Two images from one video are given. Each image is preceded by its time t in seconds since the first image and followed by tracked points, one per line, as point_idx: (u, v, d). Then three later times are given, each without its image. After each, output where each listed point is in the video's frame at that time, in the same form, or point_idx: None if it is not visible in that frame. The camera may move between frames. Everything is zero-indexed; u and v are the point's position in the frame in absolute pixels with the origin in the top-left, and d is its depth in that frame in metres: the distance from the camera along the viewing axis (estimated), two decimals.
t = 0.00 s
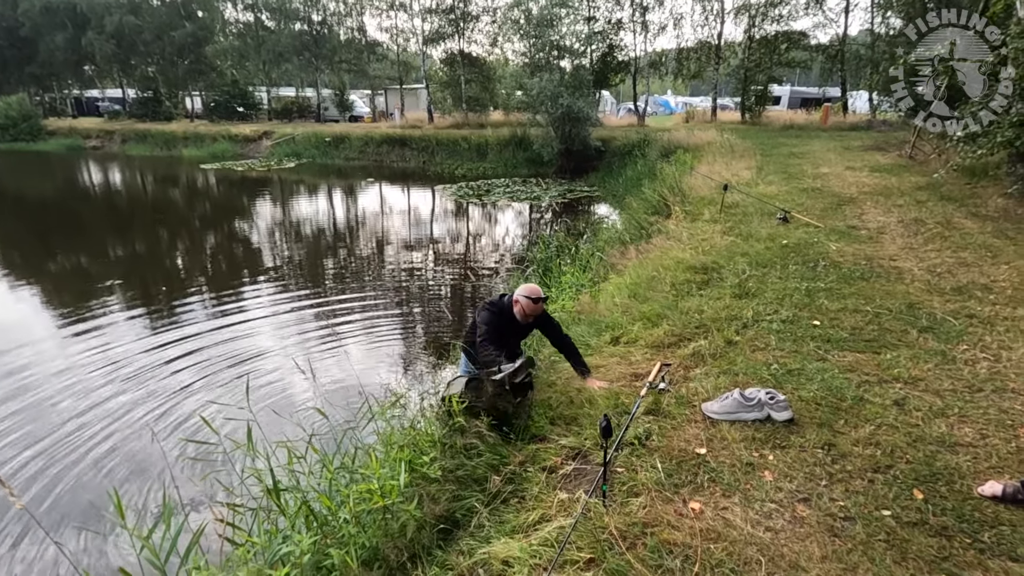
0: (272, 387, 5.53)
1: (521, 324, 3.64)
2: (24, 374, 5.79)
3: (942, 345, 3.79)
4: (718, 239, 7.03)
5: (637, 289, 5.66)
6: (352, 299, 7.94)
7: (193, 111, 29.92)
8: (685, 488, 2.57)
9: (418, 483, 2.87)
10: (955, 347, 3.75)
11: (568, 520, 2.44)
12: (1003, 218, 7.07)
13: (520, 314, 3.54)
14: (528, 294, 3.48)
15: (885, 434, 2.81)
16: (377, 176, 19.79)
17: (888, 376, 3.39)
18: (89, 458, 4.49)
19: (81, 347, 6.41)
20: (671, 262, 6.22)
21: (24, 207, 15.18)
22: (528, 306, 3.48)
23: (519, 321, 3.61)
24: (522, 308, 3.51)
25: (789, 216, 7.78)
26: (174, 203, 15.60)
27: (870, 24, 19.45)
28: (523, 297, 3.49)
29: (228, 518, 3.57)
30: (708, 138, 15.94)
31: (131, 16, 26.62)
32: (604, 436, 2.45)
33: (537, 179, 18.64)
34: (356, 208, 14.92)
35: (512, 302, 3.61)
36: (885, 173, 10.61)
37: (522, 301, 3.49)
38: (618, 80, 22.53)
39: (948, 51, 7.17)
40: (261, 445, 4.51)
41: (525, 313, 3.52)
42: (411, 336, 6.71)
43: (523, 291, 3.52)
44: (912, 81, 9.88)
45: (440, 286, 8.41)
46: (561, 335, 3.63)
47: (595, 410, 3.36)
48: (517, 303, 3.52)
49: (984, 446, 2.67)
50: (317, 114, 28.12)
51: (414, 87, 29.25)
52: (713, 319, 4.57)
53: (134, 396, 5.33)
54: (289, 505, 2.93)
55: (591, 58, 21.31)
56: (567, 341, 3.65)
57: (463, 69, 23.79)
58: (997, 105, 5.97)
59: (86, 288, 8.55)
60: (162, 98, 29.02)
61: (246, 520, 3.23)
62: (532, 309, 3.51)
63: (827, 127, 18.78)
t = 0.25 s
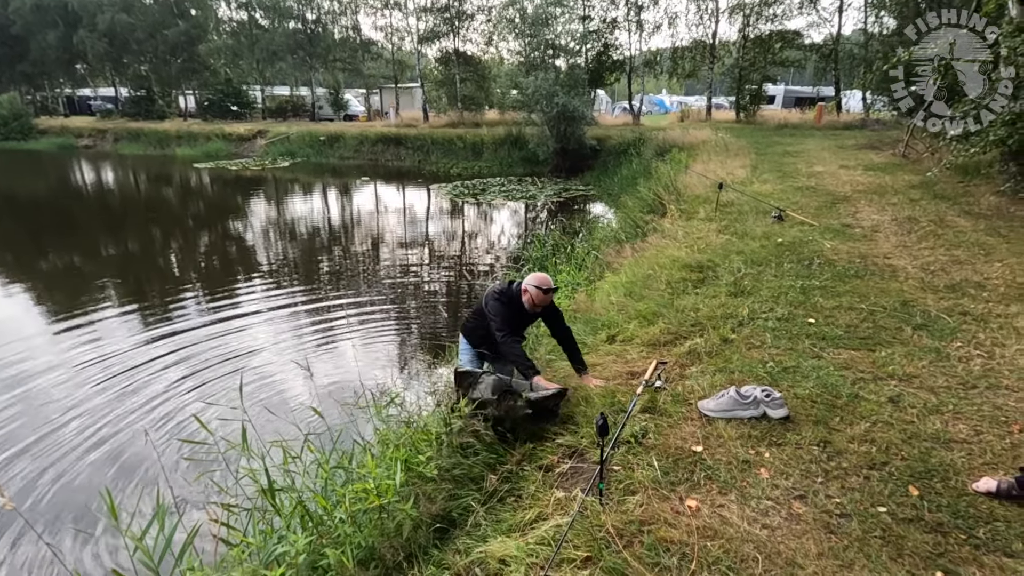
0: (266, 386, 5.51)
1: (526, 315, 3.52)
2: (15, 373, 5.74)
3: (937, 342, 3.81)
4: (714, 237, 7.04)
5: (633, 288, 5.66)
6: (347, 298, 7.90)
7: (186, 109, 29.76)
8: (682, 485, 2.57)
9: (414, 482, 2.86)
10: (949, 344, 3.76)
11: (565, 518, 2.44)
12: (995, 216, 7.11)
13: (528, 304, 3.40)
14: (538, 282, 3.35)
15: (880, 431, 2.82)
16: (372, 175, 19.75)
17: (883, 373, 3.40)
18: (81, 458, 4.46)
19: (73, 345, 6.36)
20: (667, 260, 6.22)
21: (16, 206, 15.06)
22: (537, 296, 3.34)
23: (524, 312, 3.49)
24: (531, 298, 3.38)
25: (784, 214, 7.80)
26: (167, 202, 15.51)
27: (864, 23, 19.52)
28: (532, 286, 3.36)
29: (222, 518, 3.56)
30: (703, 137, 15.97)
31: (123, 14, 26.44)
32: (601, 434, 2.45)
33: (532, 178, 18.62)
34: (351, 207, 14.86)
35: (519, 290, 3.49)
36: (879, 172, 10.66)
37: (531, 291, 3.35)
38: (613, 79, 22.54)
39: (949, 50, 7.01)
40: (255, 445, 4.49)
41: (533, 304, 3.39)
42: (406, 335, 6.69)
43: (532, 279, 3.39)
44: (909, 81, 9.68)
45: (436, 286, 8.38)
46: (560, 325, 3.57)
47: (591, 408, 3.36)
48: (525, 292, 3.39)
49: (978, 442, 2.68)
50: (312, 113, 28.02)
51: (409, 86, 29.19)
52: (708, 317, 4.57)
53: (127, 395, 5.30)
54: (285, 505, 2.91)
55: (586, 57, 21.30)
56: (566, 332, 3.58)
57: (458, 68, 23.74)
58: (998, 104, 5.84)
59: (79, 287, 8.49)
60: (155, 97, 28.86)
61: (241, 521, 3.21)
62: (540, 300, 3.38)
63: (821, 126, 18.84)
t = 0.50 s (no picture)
0: (257, 387, 5.49)
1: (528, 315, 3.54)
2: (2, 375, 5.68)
3: (924, 340, 3.85)
4: (705, 237, 7.08)
5: (625, 287, 5.68)
6: (339, 299, 7.88)
7: (175, 109, 29.52)
8: (674, 484, 2.58)
9: (406, 483, 2.86)
10: (936, 342, 3.81)
11: (558, 518, 2.44)
12: (982, 215, 7.19)
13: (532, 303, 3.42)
14: (538, 279, 3.37)
15: (870, 429, 2.84)
16: (363, 175, 19.69)
17: (872, 371, 3.43)
18: (69, 461, 4.42)
19: (61, 347, 6.30)
20: (659, 259, 6.25)
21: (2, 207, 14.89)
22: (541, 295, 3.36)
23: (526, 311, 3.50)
24: (534, 297, 3.39)
25: (774, 213, 7.85)
26: (156, 202, 15.39)
27: (853, 24, 19.69)
28: (534, 284, 3.37)
29: (213, 521, 3.54)
30: (694, 137, 16.04)
31: (111, 13, 26.18)
32: (593, 433, 2.46)
33: (524, 177, 18.63)
34: (343, 207, 14.80)
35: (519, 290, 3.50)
36: (868, 171, 10.75)
37: (533, 288, 3.37)
38: (605, 79, 22.58)
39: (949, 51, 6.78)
40: (247, 447, 4.47)
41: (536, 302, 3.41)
42: (399, 336, 6.68)
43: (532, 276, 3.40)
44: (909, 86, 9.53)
45: (428, 286, 8.37)
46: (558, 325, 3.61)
47: (584, 408, 3.37)
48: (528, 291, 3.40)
49: (965, 439, 2.71)
50: (302, 113, 27.89)
51: (400, 86, 29.12)
52: (699, 317, 4.59)
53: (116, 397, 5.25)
54: (276, 508, 2.90)
55: (578, 57, 21.33)
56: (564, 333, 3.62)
57: (449, 67, 23.71)
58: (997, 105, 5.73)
59: (66, 288, 8.41)
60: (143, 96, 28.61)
61: (232, 524, 3.20)
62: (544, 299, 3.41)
63: (811, 126, 18.97)
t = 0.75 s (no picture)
0: (249, 389, 5.47)
1: (525, 312, 3.48)
2: None
3: (912, 339, 3.89)
4: (696, 236, 7.11)
5: (617, 287, 5.70)
6: (331, 299, 7.86)
7: (165, 109, 29.31)
8: (665, 483, 2.60)
9: (399, 484, 2.86)
10: (924, 341, 3.85)
11: (550, 518, 2.45)
12: (969, 215, 7.27)
13: (527, 298, 3.36)
14: (530, 272, 3.33)
15: (858, 426, 2.87)
16: (356, 176, 19.63)
17: (860, 370, 3.47)
18: (58, 463, 4.39)
19: (50, 349, 6.25)
20: (650, 259, 6.27)
21: None
22: (535, 289, 3.28)
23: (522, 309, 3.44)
24: (529, 292, 3.33)
25: (765, 213, 7.90)
26: (146, 203, 15.29)
27: (842, 25, 19.86)
28: (527, 280, 3.32)
29: (204, 524, 3.53)
30: (685, 137, 16.12)
31: (99, 12, 25.98)
32: (585, 433, 2.48)
33: (516, 177, 18.64)
34: (335, 208, 14.75)
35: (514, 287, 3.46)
36: (858, 171, 10.84)
37: (526, 283, 3.31)
38: (597, 79, 22.63)
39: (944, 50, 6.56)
40: (238, 449, 4.45)
41: (531, 298, 3.34)
42: (392, 337, 6.67)
43: (523, 271, 3.37)
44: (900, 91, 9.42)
45: (421, 287, 8.36)
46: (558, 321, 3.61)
47: (576, 408, 3.38)
48: (521, 287, 3.35)
49: (952, 436, 2.74)
50: (294, 113, 27.76)
51: (392, 86, 29.05)
52: (691, 316, 4.62)
53: (104, 400, 5.21)
54: (268, 510, 2.89)
55: (570, 57, 21.36)
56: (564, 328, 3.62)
57: (441, 67, 23.69)
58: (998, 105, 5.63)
59: (55, 290, 8.35)
60: (132, 96, 28.39)
61: (223, 527, 3.18)
62: (539, 294, 3.33)
63: (801, 126, 19.11)
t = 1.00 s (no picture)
0: (240, 391, 5.44)
1: (519, 312, 3.44)
2: None
3: (897, 337, 3.94)
4: (686, 236, 7.16)
5: (607, 287, 5.73)
6: (323, 300, 7.84)
7: (153, 109, 29.07)
8: (654, 482, 2.62)
9: (390, 485, 2.86)
10: (909, 339, 3.90)
11: (540, 517, 2.47)
12: (953, 214, 7.37)
13: (519, 295, 3.33)
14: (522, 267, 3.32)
15: (844, 423, 2.91)
16: (346, 176, 19.58)
17: (847, 368, 3.51)
18: (45, 467, 4.34)
19: (37, 351, 6.18)
20: (641, 259, 6.31)
21: None
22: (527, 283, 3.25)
23: (515, 307, 3.41)
24: (521, 288, 3.30)
25: (754, 213, 7.96)
26: (134, 204, 15.16)
27: (830, 27, 20.08)
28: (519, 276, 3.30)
29: (195, 526, 3.51)
30: (676, 138, 16.22)
31: (86, 11, 25.71)
32: (575, 432, 2.50)
33: (508, 178, 18.66)
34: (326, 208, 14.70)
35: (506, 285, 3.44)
36: (845, 171, 10.96)
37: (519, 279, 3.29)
38: (588, 79, 22.70)
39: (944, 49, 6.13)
40: (228, 452, 4.42)
41: (523, 294, 3.31)
42: (384, 337, 6.66)
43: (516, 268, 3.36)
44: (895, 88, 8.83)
45: (413, 287, 8.36)
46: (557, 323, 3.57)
47: (567, 408, 3.40)
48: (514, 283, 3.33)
49: (935, 433, 2.79)
50: (284, 113, 27.63)
51: (383, 86, 29.00)
52: (681, 316, 4.65)
53: (92, 402, 5.16)
54: (259, 511, 2.89)
55: (561, 58, 21.41)
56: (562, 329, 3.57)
57: (432, 68, 23.67)
58: (996, 104, 5.42)
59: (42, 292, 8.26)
60: (120, 96, 28.17)
61: (214, 529, 3.17)
62: (531, 289, 3.30)
63: (790, 126, 19.29)
